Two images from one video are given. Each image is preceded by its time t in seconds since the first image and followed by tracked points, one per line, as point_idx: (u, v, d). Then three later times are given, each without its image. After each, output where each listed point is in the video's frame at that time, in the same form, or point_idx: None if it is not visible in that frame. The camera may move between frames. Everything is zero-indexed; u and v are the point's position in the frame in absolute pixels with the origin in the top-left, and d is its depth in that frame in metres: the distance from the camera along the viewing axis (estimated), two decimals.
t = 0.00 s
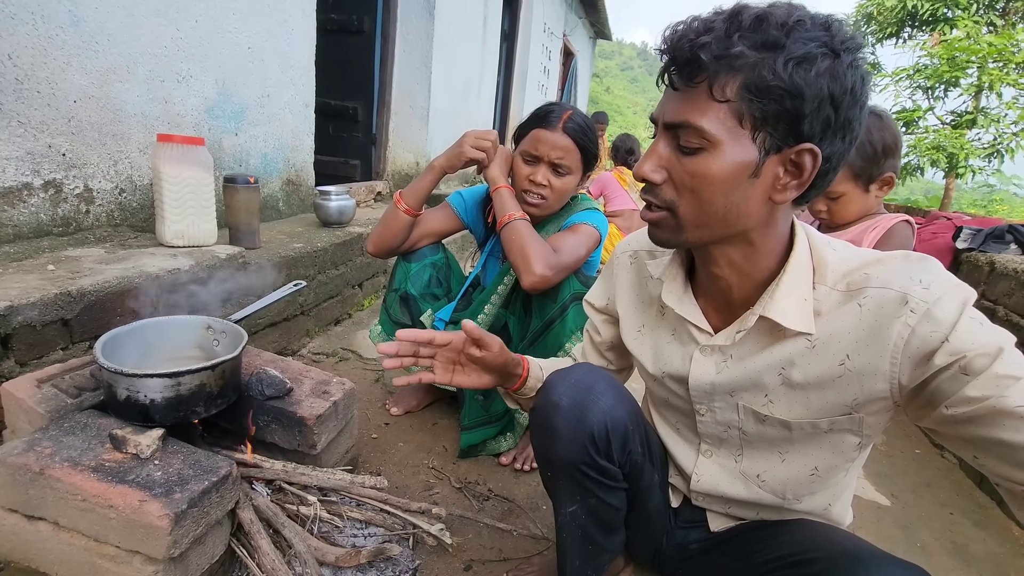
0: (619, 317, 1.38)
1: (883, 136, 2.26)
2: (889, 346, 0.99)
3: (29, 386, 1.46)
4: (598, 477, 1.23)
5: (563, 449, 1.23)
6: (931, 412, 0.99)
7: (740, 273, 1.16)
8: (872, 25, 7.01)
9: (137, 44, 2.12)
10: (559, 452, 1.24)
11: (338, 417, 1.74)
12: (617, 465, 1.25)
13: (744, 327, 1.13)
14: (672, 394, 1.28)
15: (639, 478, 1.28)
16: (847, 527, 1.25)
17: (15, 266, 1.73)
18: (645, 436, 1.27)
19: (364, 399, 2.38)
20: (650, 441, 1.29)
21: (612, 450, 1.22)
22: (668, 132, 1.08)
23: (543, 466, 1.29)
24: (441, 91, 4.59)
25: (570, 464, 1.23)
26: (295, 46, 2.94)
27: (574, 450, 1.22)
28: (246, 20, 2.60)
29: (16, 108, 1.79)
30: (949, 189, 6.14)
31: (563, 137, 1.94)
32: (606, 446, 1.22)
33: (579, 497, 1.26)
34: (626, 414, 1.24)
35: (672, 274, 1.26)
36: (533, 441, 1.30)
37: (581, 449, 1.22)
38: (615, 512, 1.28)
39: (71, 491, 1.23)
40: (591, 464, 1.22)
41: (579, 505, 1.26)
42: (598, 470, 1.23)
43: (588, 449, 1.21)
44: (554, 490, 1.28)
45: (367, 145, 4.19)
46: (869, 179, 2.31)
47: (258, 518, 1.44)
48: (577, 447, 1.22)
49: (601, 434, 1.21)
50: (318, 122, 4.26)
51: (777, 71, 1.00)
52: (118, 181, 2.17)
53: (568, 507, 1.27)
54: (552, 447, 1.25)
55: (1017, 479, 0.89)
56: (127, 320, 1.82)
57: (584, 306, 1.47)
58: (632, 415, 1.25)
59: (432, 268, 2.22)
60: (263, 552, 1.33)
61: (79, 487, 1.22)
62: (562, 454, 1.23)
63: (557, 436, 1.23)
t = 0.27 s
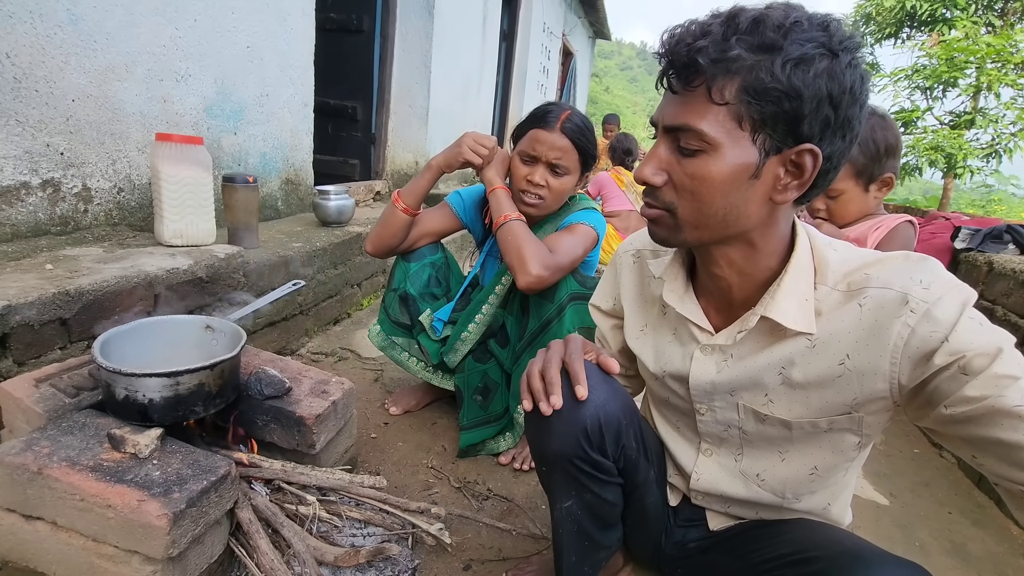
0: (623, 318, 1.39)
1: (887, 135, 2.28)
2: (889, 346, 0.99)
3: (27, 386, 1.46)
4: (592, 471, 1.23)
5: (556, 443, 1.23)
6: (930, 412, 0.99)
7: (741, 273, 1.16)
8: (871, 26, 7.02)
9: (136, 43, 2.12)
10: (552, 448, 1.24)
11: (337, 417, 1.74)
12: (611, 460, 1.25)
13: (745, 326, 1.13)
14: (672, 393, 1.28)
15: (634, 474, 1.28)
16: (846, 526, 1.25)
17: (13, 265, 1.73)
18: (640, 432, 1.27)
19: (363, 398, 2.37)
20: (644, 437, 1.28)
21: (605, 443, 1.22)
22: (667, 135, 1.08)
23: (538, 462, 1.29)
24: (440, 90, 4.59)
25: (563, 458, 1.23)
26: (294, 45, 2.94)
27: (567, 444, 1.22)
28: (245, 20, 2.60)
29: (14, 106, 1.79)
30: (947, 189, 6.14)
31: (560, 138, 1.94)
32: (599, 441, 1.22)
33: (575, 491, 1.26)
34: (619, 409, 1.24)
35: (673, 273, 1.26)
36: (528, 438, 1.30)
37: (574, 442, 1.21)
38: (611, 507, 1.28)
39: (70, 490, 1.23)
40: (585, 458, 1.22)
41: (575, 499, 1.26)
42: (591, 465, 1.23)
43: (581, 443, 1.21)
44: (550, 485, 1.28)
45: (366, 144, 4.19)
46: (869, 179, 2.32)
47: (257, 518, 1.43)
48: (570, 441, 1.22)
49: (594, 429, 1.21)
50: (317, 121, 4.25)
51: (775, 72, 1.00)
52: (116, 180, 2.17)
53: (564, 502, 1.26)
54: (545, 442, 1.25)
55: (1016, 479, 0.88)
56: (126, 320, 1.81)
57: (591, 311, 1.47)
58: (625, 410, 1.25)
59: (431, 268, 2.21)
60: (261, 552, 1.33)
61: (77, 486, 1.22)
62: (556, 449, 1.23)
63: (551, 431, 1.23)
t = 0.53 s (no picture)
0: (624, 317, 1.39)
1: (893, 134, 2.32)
2: (889, 342, 0.99)
3: (26, 386, 1.46)
4: (591, 475, 1.23)
5: (555, 446, 1.23)
6: (930, 407, 0.99)
7: (743, 271, 1.16)
8: (870, 26, 7.02)
9: (136, 43, 2.12)
10: (552, 451, 1.23)
11: (337, 417, 1.74)
12: (610, 463, 1.25)
13: (746, 324, 1.13)
14: (673, 392, 1.28)
15: (634, 476, 1.28)
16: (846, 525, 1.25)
17: (12, 265, 1.73)
18: (639, 435, 1.27)
19: (363, 398, 2.37)
20: (643, 438, 1.28)
21: (603, 447, 1.22)
22: (677, 130, 1.08)
23: (537, 464, 1.29)
24: (440, 90, 4.58)
25: (562, 461, 1.23)
26: (294, 45, 2.94)
27: (566, 447, 1.22)
28: (245, 19, 2.60)
29: (14, 106, 1.79)
30: (947, 190, 6.15)
31: (560, 138, 1.94)
32: (598, 443, 1.22)
33: (574, 494, 1.25)
34: (618, 412, 1.24)
35: (674, 273, 1.26)
36: (526, 440, 1.30)
37: (573, 446, 1.21)
38: (611, 509, 1.27)
39: (69, 490, 1.22)
40: (584, 461, 1.22)
41: (574, 502, 1.26)
42: (591, 468, 1.23)
43: (580, 447, 1.21)
44: (549, 487, 1.28)
45: (366, 144, 4.19)
46: (872, 175, 2.36)
47: (256, 518, 1.43)
48: (569, 444, 1.22)
49: (593, 431, 1.21)
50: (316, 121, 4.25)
51: (789, 69, 1.00)
52: (116, 180, 2.16)
53: (564, 505, 1.26)
54: (544, 444, 1.25)
55: (1015, 473, 0.88)
56: (125, 319, 1.81)
57: (592, 311, 1.47)
58: (625, 412, 1.25)
59: (431, 267, 2.21)
60: (261, 552, 1.33)
61: (76, 486, 1.21)
62: (555, 452, 1.23)
63: (550, 434, 1.23)
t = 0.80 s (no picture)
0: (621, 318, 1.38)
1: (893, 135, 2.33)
2: (884, 337, 0.99)
3: (24, 386, 1.46)
4: (591, 477, 1.23)
5: (555, 448, 1.23)
6: (924, 401, 0.98)
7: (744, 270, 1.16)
8: (870, 27, 7.03)
9: (135, 42, 2.12)
10: (551, 452, 1.23)
11: (336, 417, 1.74)
12: (610, 464, 1.24)
13: (745, 321, 1.13)
14: (673, 392, 1.28)
15: (633, 477, 1.27)
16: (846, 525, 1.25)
17: (10, 265, 1.72)
18: (638, 436, 1.27)
19: (362, 398, 2.37)
20: (643, 440, 1.27)
21: (603, 448, 1.22)
22: (727, 131, 1.03)
23: (537, 466, 1.29)
24: (439, 91, 4.58)
25: (562, 463, 1.23)
26: (293, 45, 2.93)
27: (565, 449, 1.22)
28: (245, 19, 2.60)
29: (12, 106, 1.78)
30: (946, 191, 6.15)
31: (560, 138, 1.94)
32: (597, 444, 1.22)
33: (574, 496, 1.25)
34: (617, 413, 1.24)
35: (671, 272, 1.26)
36: (525, 440, 1.30)
37: (572, 448, 1.21)
38: (611, 511, 1.27)
39: (67, 491, 1.22)
40: (584, 463, 1.22)
41: (574, 504, 1.26)
42: (591, 470, 1.23)
43: (580, 448, 1.21)
44: (548, 488, 1.28)
45: (365, 144, 4.18)
46: (874, 175, 2.36)
47: (255, 519, 1.43)
48: (569, 446, 1.21)
49: (593, 433, 1.21)
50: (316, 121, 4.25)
51: (846, 71, 1.03)
52: (115, 180, 2.16)
53: (563, 507, 1.26)
54: (544, 446, 1.25)
55: (1007, 465, 0.88)
56: (124, 319, 1.81)
57: (590, 315, 1.46)
58: (624, 414, 1.25)
59: (430, 268, 2.20)
60: (260, 553, 1.33)
61: (74, 487, 1.21)
62: (554, 454, 1.23)
63: (549, 437, 1.23)
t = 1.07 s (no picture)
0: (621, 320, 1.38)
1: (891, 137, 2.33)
2: (886, 336, 0.99)
3: (23, 388, 1.45)
4: (590, 477, 1.23)
5: (554, 449, 1.23)
6: (924, 400, 0.99)
7: (746, 270, 1.16)
8: (869, 28, 7.04)
9: (135, 43, 2.12)
10: (550, 453, 1.23)
11: (335, 419, 1.73)
12: (609, 465, 1.24)
13: (748, 321, 1.13)
14: (673, 393, 1.28)
15: (632, 479, 1.27)
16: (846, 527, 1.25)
17: (9, 267, 1.72)
18: (637, 437, 1.27)
19: (361, 400, 2.37)
20: (642, 442, 1.27)
21: (602, 449, 1.22)
22: (710, 126, 1.04)
23: (536, 467, 1.29)
24: (439, 92, 4.58)
25: (560, 464, 1.23)
26: (292, 46, 2.94)
27: (564, 450, 1.22)
28: (244, 20, 2.60)
29: (11, 107, 1.78)
30: (945, 192, 6.16)
31: (555, 135, 1.95)
32: (597, 446, 1.21)
33: (572, 498, 1.25)
34: (617, 415, 1.24)
35: (674, 272, 1.26)
36: (523, 441, 1.30)
37: (572, 449, 1.21)
38: (610, 513, 1.27)
39: (66, 493, 1.22)
40: (582, 464, 1.22)
41: (573, 505, 1.26)
42: (589, 471, 1.23)
43: (579, 450, 1.21)
44: (547, 489, 1.28)
45: (365, 145, 4.18)
46: (872, 176, 2.36)
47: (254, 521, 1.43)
48: (568, 447, 1.22)
49: (592, 434, 1.21)
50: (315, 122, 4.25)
51: (829, 66, 1.01)
52: (114, 181, 2.16)
53: (562, 508, 1.26)
54: (543, 447, 1.25)
55: (1005, 464, 0.88)
56: (123, 321, 1.81)
57: (591, 318, 1.47)
58: (623, 415, 1.24)
59: (429, 268, 2.21)
60: (259, 555, 1.33)
61: (73, 489, 1.21)
62: (553, 455, 1.23)
63: (547, 438, 1.23)
